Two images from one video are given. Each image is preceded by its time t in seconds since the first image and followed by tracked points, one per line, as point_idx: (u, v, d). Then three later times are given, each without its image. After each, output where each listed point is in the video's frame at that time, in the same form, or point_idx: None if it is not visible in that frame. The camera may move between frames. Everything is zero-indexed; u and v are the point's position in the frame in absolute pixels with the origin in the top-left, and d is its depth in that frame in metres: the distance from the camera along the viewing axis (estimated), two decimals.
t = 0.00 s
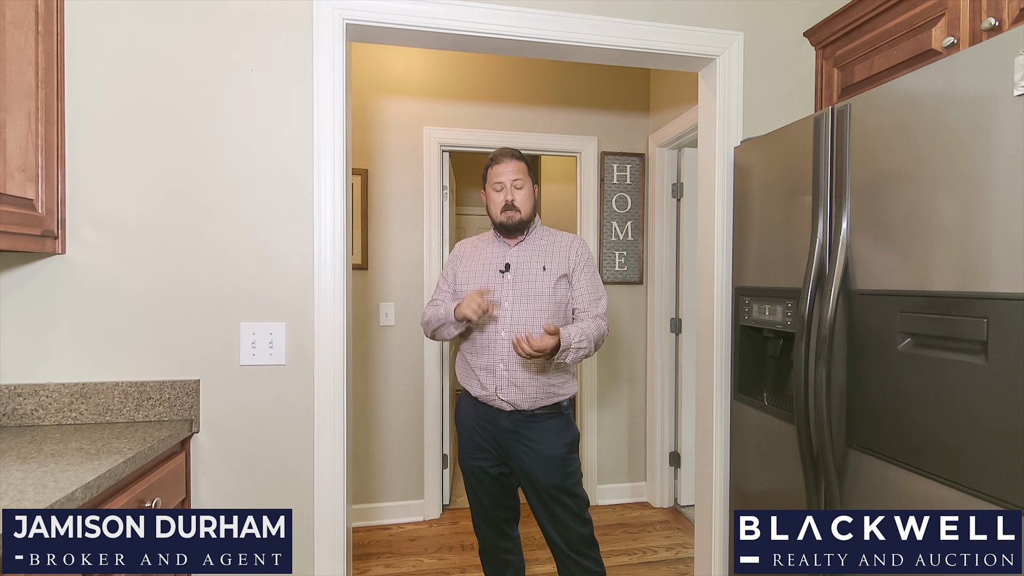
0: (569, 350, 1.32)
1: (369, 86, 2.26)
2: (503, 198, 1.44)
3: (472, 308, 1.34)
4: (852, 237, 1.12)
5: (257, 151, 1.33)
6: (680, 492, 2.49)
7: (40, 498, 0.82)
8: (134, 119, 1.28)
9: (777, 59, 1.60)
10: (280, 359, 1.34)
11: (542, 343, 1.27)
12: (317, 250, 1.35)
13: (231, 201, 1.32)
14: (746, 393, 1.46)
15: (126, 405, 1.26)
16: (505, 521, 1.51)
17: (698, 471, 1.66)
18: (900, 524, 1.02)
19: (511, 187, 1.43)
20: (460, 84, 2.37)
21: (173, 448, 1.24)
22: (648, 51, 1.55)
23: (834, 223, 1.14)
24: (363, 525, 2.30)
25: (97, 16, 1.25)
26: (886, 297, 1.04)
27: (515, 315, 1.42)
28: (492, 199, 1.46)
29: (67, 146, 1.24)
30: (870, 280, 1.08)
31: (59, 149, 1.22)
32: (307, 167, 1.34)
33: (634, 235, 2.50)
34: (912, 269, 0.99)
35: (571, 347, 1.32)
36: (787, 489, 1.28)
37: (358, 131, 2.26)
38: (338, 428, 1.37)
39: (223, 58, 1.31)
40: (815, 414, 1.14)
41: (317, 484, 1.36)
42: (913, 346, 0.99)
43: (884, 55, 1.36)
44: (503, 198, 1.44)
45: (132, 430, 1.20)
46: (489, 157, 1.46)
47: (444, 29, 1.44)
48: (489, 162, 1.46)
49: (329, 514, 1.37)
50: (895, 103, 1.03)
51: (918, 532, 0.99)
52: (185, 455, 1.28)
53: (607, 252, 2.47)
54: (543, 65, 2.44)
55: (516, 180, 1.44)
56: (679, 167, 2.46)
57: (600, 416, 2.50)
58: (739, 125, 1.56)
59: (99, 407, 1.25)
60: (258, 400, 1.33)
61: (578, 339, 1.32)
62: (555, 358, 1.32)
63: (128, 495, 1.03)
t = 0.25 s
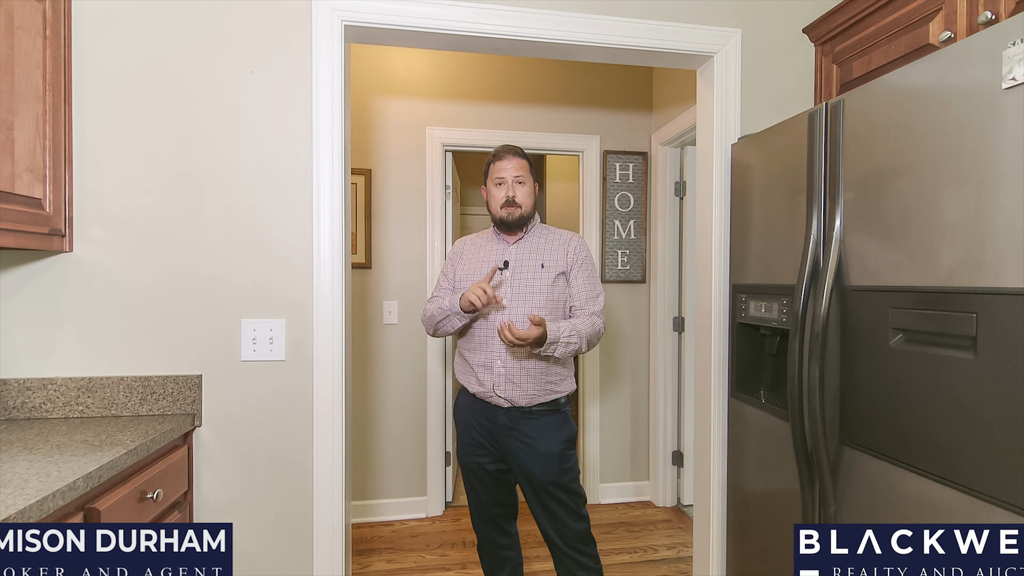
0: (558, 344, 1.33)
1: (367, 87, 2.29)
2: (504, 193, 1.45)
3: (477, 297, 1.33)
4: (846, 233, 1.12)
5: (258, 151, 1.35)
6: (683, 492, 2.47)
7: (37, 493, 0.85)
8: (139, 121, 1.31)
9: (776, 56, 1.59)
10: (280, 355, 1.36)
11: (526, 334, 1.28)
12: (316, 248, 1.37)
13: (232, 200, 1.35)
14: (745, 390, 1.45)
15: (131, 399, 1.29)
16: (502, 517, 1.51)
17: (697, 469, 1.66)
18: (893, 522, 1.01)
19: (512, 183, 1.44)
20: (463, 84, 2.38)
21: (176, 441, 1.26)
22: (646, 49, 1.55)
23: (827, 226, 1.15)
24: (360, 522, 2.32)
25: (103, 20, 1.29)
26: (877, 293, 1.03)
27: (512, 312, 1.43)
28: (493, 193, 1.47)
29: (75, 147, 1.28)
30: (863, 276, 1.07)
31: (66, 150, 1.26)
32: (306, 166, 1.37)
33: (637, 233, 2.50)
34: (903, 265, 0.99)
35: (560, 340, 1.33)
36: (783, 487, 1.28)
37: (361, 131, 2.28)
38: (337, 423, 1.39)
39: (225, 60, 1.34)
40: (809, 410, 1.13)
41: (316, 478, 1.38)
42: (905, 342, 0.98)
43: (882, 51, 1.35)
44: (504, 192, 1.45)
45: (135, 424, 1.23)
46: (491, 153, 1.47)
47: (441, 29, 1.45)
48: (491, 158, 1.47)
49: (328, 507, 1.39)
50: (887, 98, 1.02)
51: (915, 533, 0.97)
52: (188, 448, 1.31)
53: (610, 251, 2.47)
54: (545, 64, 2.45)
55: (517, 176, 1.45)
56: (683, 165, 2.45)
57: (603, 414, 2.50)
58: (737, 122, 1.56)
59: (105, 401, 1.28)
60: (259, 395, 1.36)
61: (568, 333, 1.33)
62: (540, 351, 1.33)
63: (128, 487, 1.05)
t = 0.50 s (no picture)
0: (551, 338, 1.33)
1: (365, 87, 2.30)
2: (505, 190, 1.46)
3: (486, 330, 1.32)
4: (842, 231, 1.11)
5: (259, 152, 1.38)
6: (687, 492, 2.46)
7: (38, 486, 0.87)
8: (143, 123, 1.34)
9: (777, 52, 1.58)
10: (281, 352, 1.39)
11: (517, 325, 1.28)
12: (315, 247, 1.39)
13: (235, 200, 1.37)
14: (744, 389, 1.45)
15: (136, 396, 1.32)
16: (501, 514, 1.52)
17: (697, 468, 1.66)
18: (890, 522, 1.00)
19: (513, 180, 1.45)
20: (466, 84, 2.39)
21: (179, 436, 1.29)
22: (645, 47, 1.55)
23: (823, 225, 1.14)
24: (360, 519, 2.34)
25: (109, 26, 1.32)
26: (872, 291, 1.02)
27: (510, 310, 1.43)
28: (494, 190, 1.47)
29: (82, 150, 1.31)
30: (860, 273, 1.06)
31: (74, 153, 1.29)
32: (306, 167, 1.39)
33: (641, 232, 2.49)
34: (898, 262, 0.98)
35: (553, 335, 1.33)
36: (781, 486, 1.27)
37: (366, 131, 2.31)
38: (337, 420, 1.41)
39: (227, 63, 1.37)
40: (805, 409, 1.13)
41: (317, 474, 1.40)
42: (900, 341, 0.97)
43: (882, 46, 1.34)
44: (505, 190, 1.45)
45: (140, 419, 1.26)
46: (493, 150, 1.48)
47: (440, 30, 1.46)
48: (493, 156, 1.48)
49: (328, 503, 1.41)
50: (882, 95, 1.01)
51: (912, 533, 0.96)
52: (191, 443, 1.34)
53: (613, 249, 2.47)
54: (548, 64, 2.46)
55: (518, 174, 1.45)
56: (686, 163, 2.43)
57: (607, 414, 2.50)
58: (737, 120, 1.55)
59: (111, 397, 1.31)
60: (261, 392, 1.39)
61: (561, 327, 1.34)
62: (533, 342, 1.34)
63: (130, 481, 1.08)
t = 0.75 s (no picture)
0: (551, 346, 1.34)
1: (365, 87, 2.32)
2: (503, 187, 1.46)
3: (485, 354, 1.32)
4: (839, 228, 1.10)
5: (261, 152, 1.40)
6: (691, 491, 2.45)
7: (44, 477, 0.90)
8: (149, 125, 1.37)
9: (778, 49, 1.57)
10: (283, 349, 1.41)
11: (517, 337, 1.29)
12: (316, 246, 1.41)
13: (238, 200, 1.40)
14: (744, 388, 1.44)
15: (142, 391, 1.35)
16: (501, 511, 1.53)
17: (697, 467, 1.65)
18: (885, 519, 1.00)
19: (510, 178, 1.46)
20: (471, 84, 2.41)
21: (183, 431, 1.32)
22: (645, 45, 1.55)
23: (820, 224, 1.13)
24: (361, 516, 2.36)
25: (116, 30, 1.35)
26: (868, 289, 1.02)
27: (510, 311, 1.44)
28: (493, 189, 1.48)
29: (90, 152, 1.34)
30: (857, 271, 1.05)
31: (83, 155, 1.32)
32: (307, 167, 1.41)
33: (645, 231, 2.49)
34: (894, 259, 0.97)
35: (552, 341, 1.33)
36: (779, 485, 1.27)
37: (371, 132, 2.33)
38: (337, 416, 1.43)
39: (230, 65, 1.39)
40: (802, 407, 1.12)
41: (318, 469, 1.42)
42: (896, 339, 0.96)
43: (884, 42, 1.33)
44: (503, 187, 1.46)
45: (145, 414, 1.29)
46: (491, 150, 1.49)
47: (439, 31, 1.48)
48: (491, 155, 1.49)
49: (329, 498, 1.43)
50: (879, 90, 1.00)
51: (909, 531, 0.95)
52: (195, 438, 1.36)
53: (617, 248, 2.47)
54: (552, 63, 2.46)
55: (516, 171, 1.46)
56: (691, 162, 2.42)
57: (610, 413, 2.49)
58: (737, 117, 1.55)
59: (118, 393, 1.35)
60: (263, 388, 1.41)
61: (559, 334, 1.34)
62: (533, 351, 1.34)
63: (134, 474, 1.10)
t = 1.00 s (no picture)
0: (563, 351, 1.33)
1: (365, 87, 2.35)
2: (500, 181, 1.48)
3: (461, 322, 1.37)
4: (837, 225, 1.09)
5: (264, 152, 1.42)
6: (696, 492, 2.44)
7: (49, 468, 0.92)
8: (154, 126, 1.39)
9: (780, 45, 1.55)
10: (285, 346, 1.43)
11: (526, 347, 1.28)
12: (317, 244, 1.43)
13: (241, 200, 1.42)
14: (744, 386, 1.43)
15: (148, 387, 1.38)
16: (501, 508, 1.54)
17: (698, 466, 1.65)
18: (881, 520, 0.99)
19: (507, 171, 1.47)
20: (475, 83, 2.42)
21: (187, 426, 1.34)
22: (645, 43, 1.54)
23: (818, 221, 1.12)
24: (362, 513, 2.38)
25: (122, 33, 1.38)
26: (865, 285, 1.01)
27: (510, 309, 1.44)
28: (490, 183, 1.50)
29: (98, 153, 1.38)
30: (854, 268, 1.04)
31: (91, 156, 1.36)
32: (308, 166, 1.43)
33: (650, 229, 2.48)
34: (891, 257, 0.96)
35: (562, 346, 1.33)
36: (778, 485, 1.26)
37: (376, 132, 2.35)
38: (338, 413, 1.45)
39: (234, 67, 1.41)
40: (800, 406, 1.11)
41: (319, 465, 1.44)
42: (893, 335, 0.95)
43: (886, 36, 1.31)
44: (500, 181, 1.48)
45: (151, 409, 1.31)
46: (486, 147, 1.52)
47: (439, 30, 1.49)
48: (487, 151, 1.52)
49: (330, 494, 1.45)
50: (876, 85, 0.99)
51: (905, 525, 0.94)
52: (199, 433, 1.39)
53: (621, 247, 2.46)
54: (555, 62, 2.46)
55: (512, 165, 1.48)
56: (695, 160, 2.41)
57: (615, 412, 2.49)
58: (739, 114, 1.54)
59: (125, 388, 1.38)
60: (266, 385, 1.43)
61: (568, 338, 1.34)
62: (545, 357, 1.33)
63: (138, 466, 1.13)
